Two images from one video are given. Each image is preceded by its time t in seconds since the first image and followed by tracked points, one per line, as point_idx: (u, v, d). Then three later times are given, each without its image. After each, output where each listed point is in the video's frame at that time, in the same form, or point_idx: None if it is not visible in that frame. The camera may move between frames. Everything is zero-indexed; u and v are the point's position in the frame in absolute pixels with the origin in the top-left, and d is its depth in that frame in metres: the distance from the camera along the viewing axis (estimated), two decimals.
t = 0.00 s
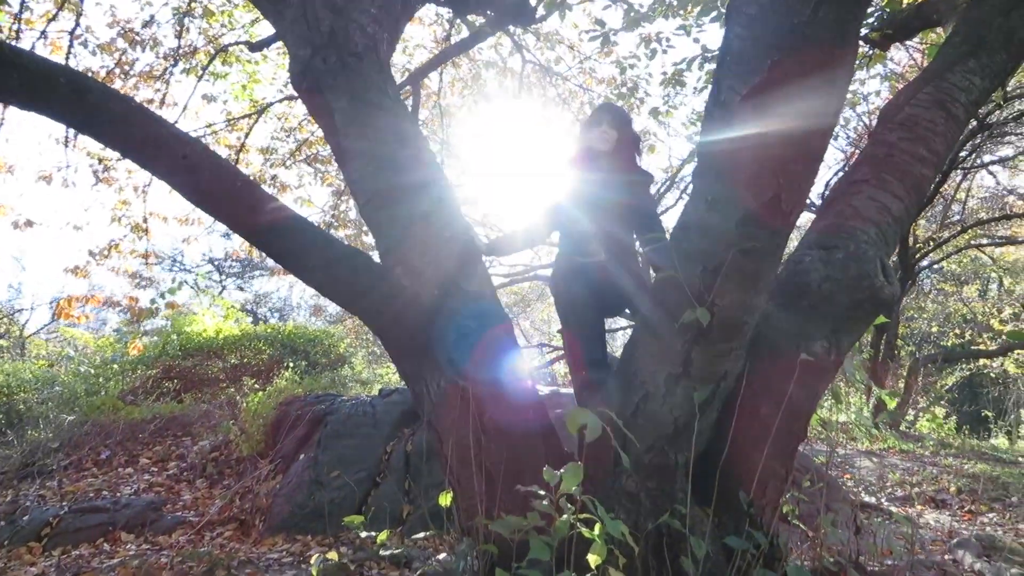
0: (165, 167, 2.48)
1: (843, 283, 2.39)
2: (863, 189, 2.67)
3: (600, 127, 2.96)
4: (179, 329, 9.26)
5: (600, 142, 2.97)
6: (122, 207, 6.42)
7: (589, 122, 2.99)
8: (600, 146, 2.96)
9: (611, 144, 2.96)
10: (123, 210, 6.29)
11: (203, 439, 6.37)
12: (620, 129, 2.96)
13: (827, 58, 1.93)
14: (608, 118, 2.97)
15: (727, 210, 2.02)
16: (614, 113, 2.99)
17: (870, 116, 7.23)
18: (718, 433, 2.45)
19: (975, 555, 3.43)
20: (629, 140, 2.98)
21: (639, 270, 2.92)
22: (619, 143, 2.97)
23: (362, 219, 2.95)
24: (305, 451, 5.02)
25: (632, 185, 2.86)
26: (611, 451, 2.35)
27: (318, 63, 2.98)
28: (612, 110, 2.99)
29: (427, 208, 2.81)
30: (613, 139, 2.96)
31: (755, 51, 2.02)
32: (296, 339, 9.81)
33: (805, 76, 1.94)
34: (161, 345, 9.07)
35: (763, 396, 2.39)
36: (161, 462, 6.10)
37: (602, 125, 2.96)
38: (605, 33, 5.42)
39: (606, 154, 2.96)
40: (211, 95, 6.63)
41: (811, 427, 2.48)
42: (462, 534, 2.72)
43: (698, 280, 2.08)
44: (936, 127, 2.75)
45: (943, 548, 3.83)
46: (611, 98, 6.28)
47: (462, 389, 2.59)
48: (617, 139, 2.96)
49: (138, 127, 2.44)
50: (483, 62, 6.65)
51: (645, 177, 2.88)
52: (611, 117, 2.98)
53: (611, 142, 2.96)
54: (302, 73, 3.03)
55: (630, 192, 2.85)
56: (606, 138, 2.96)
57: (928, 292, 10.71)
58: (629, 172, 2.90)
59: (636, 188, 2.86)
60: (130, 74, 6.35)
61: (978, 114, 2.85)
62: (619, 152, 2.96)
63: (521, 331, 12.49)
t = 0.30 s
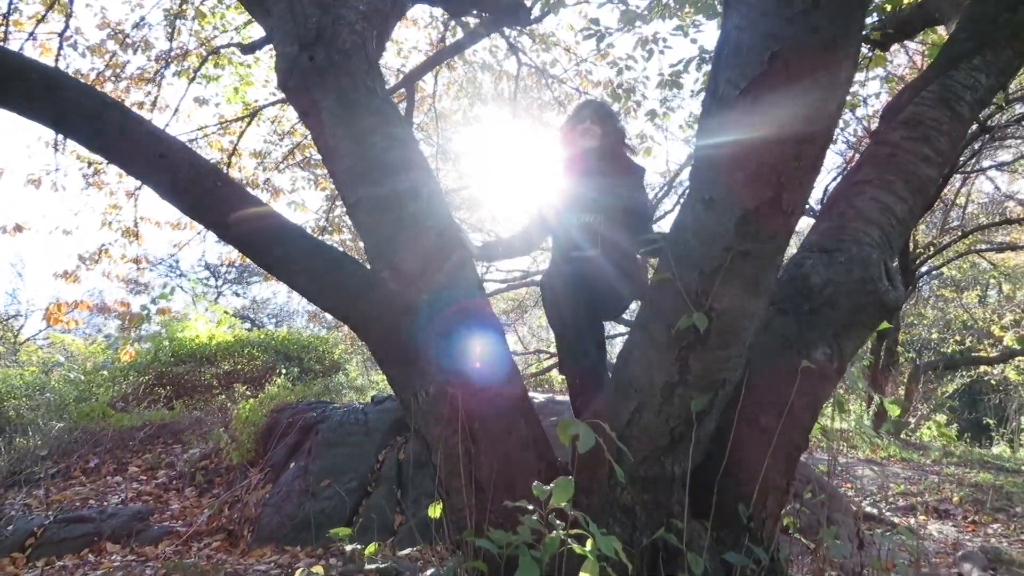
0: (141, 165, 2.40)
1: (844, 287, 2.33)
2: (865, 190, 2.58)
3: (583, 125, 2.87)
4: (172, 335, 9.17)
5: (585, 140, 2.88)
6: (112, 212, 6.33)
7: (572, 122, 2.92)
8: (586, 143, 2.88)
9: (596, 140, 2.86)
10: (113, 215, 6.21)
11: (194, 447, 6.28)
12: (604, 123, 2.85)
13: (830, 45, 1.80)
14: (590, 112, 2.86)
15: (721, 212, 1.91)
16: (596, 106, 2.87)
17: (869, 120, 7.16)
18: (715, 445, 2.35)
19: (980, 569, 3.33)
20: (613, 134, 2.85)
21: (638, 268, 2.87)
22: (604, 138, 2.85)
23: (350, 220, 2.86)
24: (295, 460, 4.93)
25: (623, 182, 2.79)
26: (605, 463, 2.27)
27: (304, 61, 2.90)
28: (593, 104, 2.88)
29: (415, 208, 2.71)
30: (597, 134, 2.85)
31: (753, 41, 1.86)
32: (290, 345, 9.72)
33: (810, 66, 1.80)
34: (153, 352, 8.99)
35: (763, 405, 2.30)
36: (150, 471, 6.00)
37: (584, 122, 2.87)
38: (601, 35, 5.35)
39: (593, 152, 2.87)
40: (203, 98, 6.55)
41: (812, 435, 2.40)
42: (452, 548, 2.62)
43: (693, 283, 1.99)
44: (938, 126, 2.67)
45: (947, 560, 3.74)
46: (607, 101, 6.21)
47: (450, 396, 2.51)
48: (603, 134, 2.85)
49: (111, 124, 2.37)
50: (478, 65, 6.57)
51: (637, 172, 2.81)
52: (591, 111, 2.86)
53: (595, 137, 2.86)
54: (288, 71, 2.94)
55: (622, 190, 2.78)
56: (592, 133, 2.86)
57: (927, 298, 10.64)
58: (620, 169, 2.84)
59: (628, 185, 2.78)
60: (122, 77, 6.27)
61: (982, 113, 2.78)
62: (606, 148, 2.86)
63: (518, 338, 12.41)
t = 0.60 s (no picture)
0: (136, 165, 2.33)
1: (858, 289, 2.27)
2: (878, 191, 2.52)
3: (582, 129, 2.83)
4: (173, 340, 9.11)
5: (586, 145, 2.84)
6: (112, 216, 6.28)
7: (573, 125, 2.84)
8: (587, 148, 2.85)
9: (599, 143, 2.83)
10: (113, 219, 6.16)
11: (194, 454, 6.21)
12: (604, 125, 2.83)
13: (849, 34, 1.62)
14: (587, 116, 2.82)
15: (733, 213, 1.83)
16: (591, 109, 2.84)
17: (876, 123, 7.09)
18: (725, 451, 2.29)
19: None
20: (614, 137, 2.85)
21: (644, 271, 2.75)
22: (608, 140, 2.84)
23: (350, 221, 2.80)
24: (296, 466, 4.86)
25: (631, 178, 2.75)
26: (611, 471, 2.20)
27: (303, 60, 2.84)
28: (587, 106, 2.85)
29: (416, 210, 2.65)
30: (599, 137, 2.83)
31: (768, 30, 1.74)
32: (292, 351, 9.67)
33: (825, 61, 1.65)
34: (154, 357, 8.94)
35: (776, 410, 2.24)
36: (149, 478, 5.94)
37: (585, 127, 2.82)
38: (606, 37, 5.29)
39: (597, 155, 2.85)
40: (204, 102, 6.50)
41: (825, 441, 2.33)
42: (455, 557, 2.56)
43: (704, 285, 1.92)
44: (953, 124, 2.60)
45: (961, 569, 3.66)
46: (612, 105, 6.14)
47: (451, 400, 2.44)
48: (604, 136, 2.83)
49: (108, 123, 2.32)
50: (481, 68, 6.52)
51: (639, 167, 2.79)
52: (595, 115, 2.83)
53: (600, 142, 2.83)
54: (287, 69, 2.88)
55: (632, 186, 2.73)
56: (597, 138, 2.83)
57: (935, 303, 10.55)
58: (624, 167, 2.80)
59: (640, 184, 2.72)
60: (122, 81, 6.22)
61: (998, 112, 2.71)
62: (609, 149, 2.84)
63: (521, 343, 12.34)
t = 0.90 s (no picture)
0: (145, 158, 2.29)
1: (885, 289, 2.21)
2: (903, 189, 2.46)
3: (594, 131, 2.84)
4: (180, 340, 9.08)
5: (598, 146, 2.84)
6: (121, 214, 6.24)
7: (584, 129, 2.86)
8: (601, 149, 2.83)
9: (613, 145, 2.82)
10: (121, 218, 6.12)
11: (201, 455, 6.16)
12: (618, 127, 2.82)
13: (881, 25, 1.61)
14: (599, 118, 2.83)
15: (760, 207, 1.77)
16: (602, 112, 2.85)
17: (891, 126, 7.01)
18: (749, 457, 2.22)
19: None
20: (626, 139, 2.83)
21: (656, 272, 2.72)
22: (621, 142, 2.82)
23: (362, 219, 2.74)
24: (304, 468, 4.81)
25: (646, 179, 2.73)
26: (631, 474, 2.15)
27: (316, 54, 2.79)
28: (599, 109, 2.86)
29: (430, 208, 2.59)
30: (613, 139, 2.82)
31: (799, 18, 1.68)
32: (299, 352, 9.64)
33: (861, 50, 1.62)
34: (161, 358, 8.91)
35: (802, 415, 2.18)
36: (156, 479, 5.89)
37: (597, 129, 2.83)
38: (620, 36, 5.23)
39: (610, 155, 2.82)
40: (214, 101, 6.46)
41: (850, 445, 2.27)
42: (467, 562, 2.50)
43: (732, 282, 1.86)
44: (981, 122, 2.54)
45: None
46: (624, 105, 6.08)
47: (466, 401, 2.38)
48: (618, 138, 2.82)
49: (118, 116, 2.27)
50: (492, 68, 6.47)
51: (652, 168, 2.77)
52: (604, 118, 2.83)
53: (610, 143, 2.82)
54: (299, 64, 2.83)
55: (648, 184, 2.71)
56: (609, 140, 2.82)
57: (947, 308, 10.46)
58: (639, 167, 2.77)
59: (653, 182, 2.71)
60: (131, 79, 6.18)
61: None
62: (622, 151, 2.82)
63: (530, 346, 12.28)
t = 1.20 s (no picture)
0: (154, 153, 2.23)
1: (914, 291, 2.16)
2: (931, 189, 2.40)
3: (614, 137, 2.83)
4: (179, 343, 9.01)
5: (617, 154, 2.84)
6: (122, 215, 6.17)
7: (607, 133, 2.83)
8: (619, 156, 2.84)
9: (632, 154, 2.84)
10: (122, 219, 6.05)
11: (201, 458, 6.09)
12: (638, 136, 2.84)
13: (926, 15, 1.49)
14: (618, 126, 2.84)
15: (794, 204, 1.71)
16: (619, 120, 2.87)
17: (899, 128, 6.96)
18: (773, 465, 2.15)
19: None
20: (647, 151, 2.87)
21: (654, 282, 2.56)
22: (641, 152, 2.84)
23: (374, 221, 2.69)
24: (308, 473, 4.74)
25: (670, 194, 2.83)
26: (653, 482, 2.09)
27: (327, 49, 2.71)
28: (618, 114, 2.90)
29: (444, 208, 2.54)
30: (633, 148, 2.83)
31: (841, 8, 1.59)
32: (300, 355, 9.58)
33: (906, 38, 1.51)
34: (160, 360, 8.84)
35: (828, 420, 2.12)
36: (156, 483, 5.82)
37: (617, 136, 2.82)
38: (630, 36, 5.16)
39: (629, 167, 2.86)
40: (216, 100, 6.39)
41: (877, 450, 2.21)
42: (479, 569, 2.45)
43: (763, 282, 1.80)
44: (1009, 121, 2.49)
45: None
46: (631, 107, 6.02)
47: (481, 404, 2.34)
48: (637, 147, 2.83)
49: (124, 109, 2.20)
50: (498, 69, 6.41)
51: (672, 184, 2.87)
52: (621, 124, 2.87)
53: (632, 151, 2.82)
54: (309, 60, 2.76)
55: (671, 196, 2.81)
56: (629, 147, 2.82)
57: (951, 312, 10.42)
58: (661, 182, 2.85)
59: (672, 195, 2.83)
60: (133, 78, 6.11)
61: None
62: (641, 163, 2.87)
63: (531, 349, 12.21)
